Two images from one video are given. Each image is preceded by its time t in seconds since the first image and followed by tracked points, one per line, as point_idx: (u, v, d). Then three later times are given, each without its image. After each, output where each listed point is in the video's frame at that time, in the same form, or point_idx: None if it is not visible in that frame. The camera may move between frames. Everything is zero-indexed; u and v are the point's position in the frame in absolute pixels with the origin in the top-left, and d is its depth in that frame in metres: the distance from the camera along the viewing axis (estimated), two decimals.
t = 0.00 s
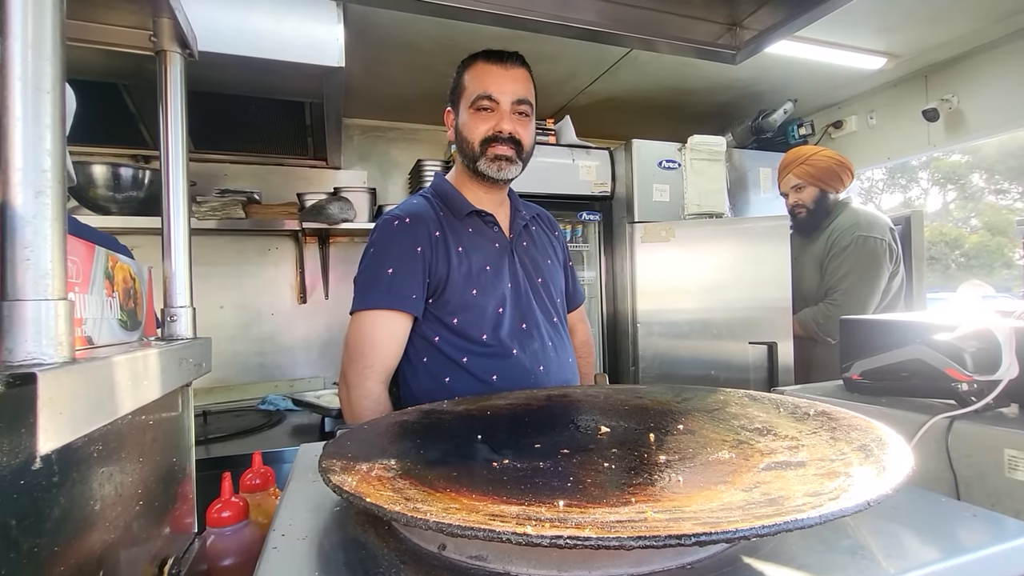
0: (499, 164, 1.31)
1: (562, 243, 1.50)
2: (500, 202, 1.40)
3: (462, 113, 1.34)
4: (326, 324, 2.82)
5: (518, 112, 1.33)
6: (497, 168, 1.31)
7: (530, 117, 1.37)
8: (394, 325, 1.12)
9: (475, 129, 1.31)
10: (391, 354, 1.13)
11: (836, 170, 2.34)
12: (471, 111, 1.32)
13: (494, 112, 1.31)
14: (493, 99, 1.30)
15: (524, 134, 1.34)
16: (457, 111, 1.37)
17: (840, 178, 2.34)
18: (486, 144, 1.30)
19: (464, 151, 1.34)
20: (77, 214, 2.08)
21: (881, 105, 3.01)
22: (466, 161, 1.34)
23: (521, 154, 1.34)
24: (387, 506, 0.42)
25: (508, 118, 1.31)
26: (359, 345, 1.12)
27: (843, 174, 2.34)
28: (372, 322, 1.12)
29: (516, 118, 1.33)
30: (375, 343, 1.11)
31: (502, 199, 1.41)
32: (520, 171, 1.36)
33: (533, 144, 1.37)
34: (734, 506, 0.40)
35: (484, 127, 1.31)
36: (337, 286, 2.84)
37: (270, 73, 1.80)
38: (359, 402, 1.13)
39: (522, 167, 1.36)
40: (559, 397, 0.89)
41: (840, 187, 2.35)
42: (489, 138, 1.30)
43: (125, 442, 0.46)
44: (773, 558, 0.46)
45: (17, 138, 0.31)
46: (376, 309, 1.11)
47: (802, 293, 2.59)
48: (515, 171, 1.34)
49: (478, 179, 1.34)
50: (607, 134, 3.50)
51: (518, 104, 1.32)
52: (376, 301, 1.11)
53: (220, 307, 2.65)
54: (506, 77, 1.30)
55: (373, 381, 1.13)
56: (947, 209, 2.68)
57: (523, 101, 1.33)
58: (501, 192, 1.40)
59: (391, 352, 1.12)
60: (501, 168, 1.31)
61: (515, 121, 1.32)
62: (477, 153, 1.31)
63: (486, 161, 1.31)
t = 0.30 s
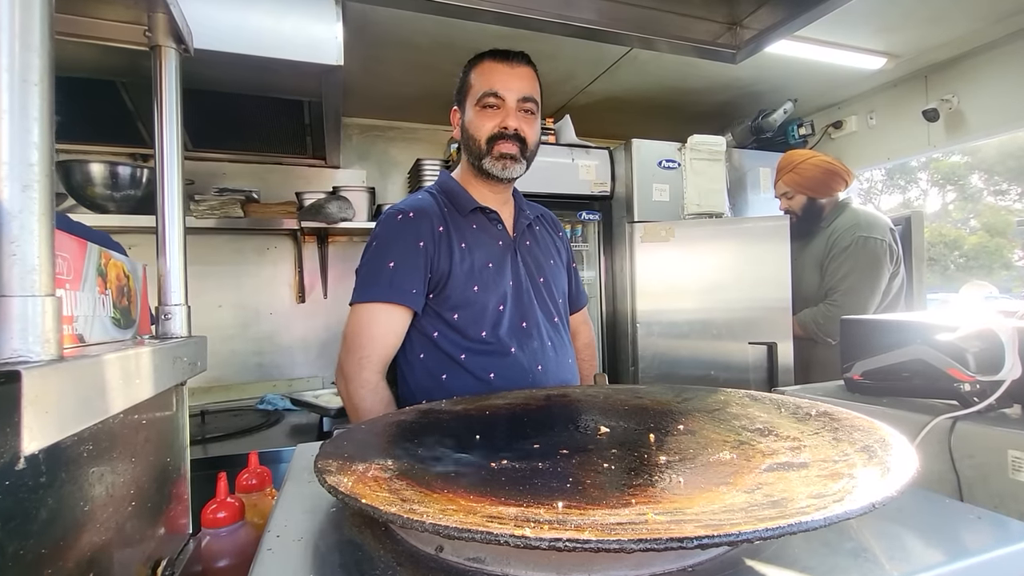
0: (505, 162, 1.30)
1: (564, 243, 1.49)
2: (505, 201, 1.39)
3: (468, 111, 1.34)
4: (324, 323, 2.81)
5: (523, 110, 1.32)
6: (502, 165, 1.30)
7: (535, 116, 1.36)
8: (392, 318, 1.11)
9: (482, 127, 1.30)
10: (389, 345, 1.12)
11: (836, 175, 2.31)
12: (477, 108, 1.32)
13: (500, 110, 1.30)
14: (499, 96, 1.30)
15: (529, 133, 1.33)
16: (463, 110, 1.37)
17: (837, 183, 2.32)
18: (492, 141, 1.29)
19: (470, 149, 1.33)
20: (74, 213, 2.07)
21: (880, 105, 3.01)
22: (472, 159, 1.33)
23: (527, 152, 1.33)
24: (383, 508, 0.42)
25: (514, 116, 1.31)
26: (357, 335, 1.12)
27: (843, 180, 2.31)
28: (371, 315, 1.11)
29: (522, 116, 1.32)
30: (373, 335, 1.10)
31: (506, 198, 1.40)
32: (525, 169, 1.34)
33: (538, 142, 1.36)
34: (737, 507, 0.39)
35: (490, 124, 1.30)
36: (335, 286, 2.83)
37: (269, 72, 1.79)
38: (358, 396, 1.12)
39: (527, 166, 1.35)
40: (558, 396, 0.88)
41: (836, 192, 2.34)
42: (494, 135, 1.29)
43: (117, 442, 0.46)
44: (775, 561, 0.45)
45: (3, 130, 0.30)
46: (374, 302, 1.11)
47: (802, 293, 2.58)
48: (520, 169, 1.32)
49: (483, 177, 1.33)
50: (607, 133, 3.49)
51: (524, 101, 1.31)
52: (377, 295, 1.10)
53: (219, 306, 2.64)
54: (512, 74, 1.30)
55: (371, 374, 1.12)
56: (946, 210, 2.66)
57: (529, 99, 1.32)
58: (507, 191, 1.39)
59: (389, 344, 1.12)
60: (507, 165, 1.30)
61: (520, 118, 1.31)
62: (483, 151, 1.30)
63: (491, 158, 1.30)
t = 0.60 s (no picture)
0: (500, 159, 1.29)
1: (576, 247, 1.48)
2: (514, 200, 1.38)
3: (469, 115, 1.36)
4: (325, 322, 2.81)
5: (517, 105, 1.31)
6: (498, 163, 1.30)
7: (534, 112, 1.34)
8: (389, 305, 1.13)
9: (478, 127, 1.31)
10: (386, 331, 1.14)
11: (834, 176, 2.31)
12: (475, 111, 1.33)
13: (493, 109, 1.31)
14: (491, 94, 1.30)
15: (524, 129, 1.32)
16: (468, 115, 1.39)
17: (836, 185, 2.32)
18: (487, 141, 1.30)
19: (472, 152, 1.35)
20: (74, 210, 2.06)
21: (882, 105, 3.01)
22: (474, 161, 1.35)
23: (524, 149, 1.31)
24: (391, 510, 0.41)
25: (507, 114, 1.30)
26: (355, 314, 1.14)
27: (842, 181, 2.31)
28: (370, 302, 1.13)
29: (515, 113, 1.31)
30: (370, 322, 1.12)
31: (517, 198, 1.39)
32: (524, 167, 1.33)
33: (537, 137, 1.34)
34: (751, 511, 0.39)
35: (484, 124, 1.31)
36: (336, 284, 2.83)
37: (270, 70, 1.79)
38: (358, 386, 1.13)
39: (527, 161, 1.33)
40: (563, 396, 0.88)
41: (835, 194, 2.34)
42: (489, 135, 1.30)
43: (122, 444, 0.45)
44: (787, 565, 0.45)
45: (9, 125, 0.29)
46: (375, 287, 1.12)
47: (803, 294, 2.58)
48: (517, 166, 1.31)
49: (486, 178, 1.34)
50: (608, 133, 3.49)
51: (515, 97, 1.30)
52: (380, 281, 1.11)
53: (219, 305, 2.64)
54: (504, 71, 1.29)
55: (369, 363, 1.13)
56: (945, 211, 2.68)
57: (522, 95, 1.31)
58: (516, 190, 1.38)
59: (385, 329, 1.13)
60: (502, 162, 1.30)
61: (513, 116, 1.31)
62: (480, 152, 1.32)
63: (487, 158, 1.30)
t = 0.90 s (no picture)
0: (495, 172, 1.31)
1: (592, 257, 1.46)
2: (529, 210, 1.37)
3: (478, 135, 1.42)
4: (325, 323, 2.81)
5: (513, 119, 1.33)
6: (494, 175, 1.31)
7: (532, 125, 1.34)
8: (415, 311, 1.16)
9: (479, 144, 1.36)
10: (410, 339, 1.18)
11: (834, 177, 2.32)
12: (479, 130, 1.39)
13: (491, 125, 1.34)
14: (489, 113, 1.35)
15: (520, 141, 1.32)
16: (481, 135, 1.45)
17: (837, 185, 2.32)
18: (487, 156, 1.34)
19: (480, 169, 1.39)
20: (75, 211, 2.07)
21: (881, 108, 3.01)
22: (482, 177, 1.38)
23: (520, 159, 1.31)
24: (391, 515, 0.42)
25: (502, 128, 1.33)
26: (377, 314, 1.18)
27: (842, 182, 2.31)
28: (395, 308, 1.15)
29: (510, 126, 1.32)
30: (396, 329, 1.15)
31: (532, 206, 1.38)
32: (521, 177, 1.31)
33: (535, 147, 1.33)
34: (746, 517, 0.39)
35: (483, 141, 1.35)
36: (336, 286, 2.83)
37: (271, 72, 1.79)
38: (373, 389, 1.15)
39: (525, 172, 1.32)
40: (561, 400, 0.89)
41: (835, 196, 2.35)
42: (487, 150, 1.33)
43: (125, 450, 0.45)
44: (781, 569, 0.45)
45: (17, 137, 0.30)
46: (397, 294, 1.15)
47: (802, 296, 2.58)
48: (514, 176, 1.30)
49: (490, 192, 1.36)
50: (608, 135, 3.50)
51: (510, 112, 1.32)
52: (395, 285, 1.15)
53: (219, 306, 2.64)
54: (500, 89, 1.33)
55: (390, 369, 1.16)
56: (945, 212, 2.69)
57: (517, 110, 1.33)
58: (529, 199, 1.37)
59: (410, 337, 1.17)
60: (498, 175, 1.31)
61: (507, 129, 1.32)
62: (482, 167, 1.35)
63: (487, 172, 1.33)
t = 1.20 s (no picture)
0: (498, 178, 1.31)
1: (596, 259, 1.45)
2: (534, 212, 1.37)
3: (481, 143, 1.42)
4: (324, 323, 2.81)
5: (514, 126, 1.33)
6: (497, 182, 1.32)
7: (534, 132, 1.34)
8: (429, 313, 1.16)
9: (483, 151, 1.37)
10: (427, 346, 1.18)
11: (834, 176, 2.32)
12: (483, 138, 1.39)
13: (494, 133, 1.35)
14: (491, 121, 1.36)
15: (520, 147, 1.31)
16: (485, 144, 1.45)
17: (836, 185, 2.32)
18: (489, 163, 1.34)
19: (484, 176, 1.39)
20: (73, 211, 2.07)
21: (880, 108, 3.01)
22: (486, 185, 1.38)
23: (522, 165, 1.31)
24: (381, 515, 0.42)
25: (503, 136, 1.33)
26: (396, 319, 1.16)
27: (841, 182, 2.31)
28: (410, 310, 1.15)
29: (511, 134, 1.32)
30: (412, 331, 1.14)
31: (538, 210, 1.38)
32: (523, 183, 1.31)
33: (537, 153, 1.33)
34: (734, 516, 0.39)
35: (486, 148, 1.36)
36: (335, 286, 2.83)
37: (269, 72, 1.79)
38: (386, 395, 1.13)
39: (527, 178, 1.31)
40: (557, 400, 0.89)
41: (834, 195, 2.35)
42: (490, 157, 1.34)
43: (117, 449, 0.46)
44: (771, 569, 0.46)
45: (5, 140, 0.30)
46: (409, 296, 1.15)
47: (801, 296, 2.58)
48: (516, 182, 1.30)
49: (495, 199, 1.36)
50: (608, 134, 3.50)
51: (511, 118, 1.33)
52: (407, 288, 1.15)
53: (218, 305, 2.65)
54: (501, 98, 1.34)
55: (405, 374, 1.14)
56: (945, 212, 2.68)
57: (518, 117, 1.33)
58: (533, 202, 1.37)
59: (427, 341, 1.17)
60: (500, 181, 1.31)
61: (508, 136, 1.32)
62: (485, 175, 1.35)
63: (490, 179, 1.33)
